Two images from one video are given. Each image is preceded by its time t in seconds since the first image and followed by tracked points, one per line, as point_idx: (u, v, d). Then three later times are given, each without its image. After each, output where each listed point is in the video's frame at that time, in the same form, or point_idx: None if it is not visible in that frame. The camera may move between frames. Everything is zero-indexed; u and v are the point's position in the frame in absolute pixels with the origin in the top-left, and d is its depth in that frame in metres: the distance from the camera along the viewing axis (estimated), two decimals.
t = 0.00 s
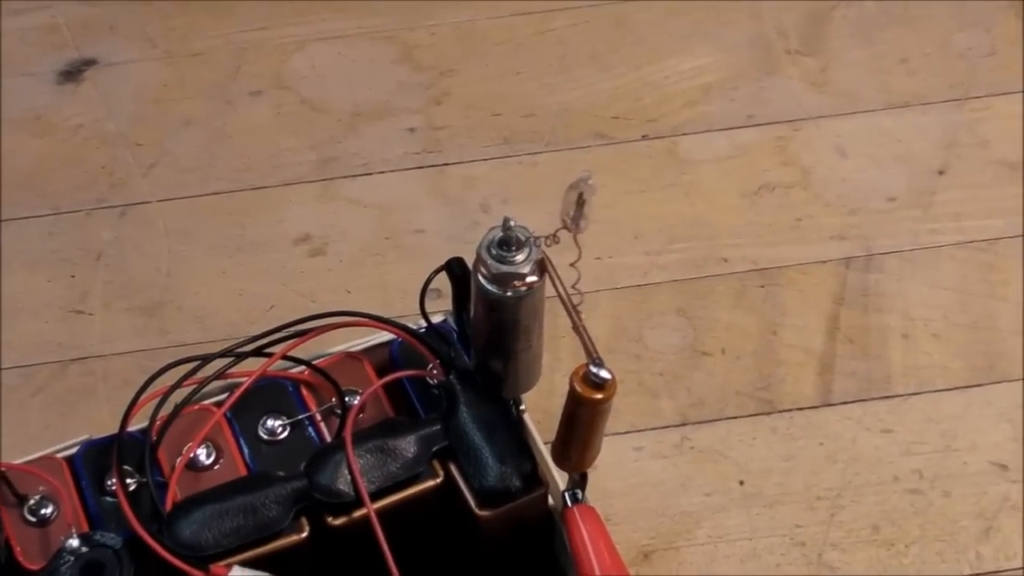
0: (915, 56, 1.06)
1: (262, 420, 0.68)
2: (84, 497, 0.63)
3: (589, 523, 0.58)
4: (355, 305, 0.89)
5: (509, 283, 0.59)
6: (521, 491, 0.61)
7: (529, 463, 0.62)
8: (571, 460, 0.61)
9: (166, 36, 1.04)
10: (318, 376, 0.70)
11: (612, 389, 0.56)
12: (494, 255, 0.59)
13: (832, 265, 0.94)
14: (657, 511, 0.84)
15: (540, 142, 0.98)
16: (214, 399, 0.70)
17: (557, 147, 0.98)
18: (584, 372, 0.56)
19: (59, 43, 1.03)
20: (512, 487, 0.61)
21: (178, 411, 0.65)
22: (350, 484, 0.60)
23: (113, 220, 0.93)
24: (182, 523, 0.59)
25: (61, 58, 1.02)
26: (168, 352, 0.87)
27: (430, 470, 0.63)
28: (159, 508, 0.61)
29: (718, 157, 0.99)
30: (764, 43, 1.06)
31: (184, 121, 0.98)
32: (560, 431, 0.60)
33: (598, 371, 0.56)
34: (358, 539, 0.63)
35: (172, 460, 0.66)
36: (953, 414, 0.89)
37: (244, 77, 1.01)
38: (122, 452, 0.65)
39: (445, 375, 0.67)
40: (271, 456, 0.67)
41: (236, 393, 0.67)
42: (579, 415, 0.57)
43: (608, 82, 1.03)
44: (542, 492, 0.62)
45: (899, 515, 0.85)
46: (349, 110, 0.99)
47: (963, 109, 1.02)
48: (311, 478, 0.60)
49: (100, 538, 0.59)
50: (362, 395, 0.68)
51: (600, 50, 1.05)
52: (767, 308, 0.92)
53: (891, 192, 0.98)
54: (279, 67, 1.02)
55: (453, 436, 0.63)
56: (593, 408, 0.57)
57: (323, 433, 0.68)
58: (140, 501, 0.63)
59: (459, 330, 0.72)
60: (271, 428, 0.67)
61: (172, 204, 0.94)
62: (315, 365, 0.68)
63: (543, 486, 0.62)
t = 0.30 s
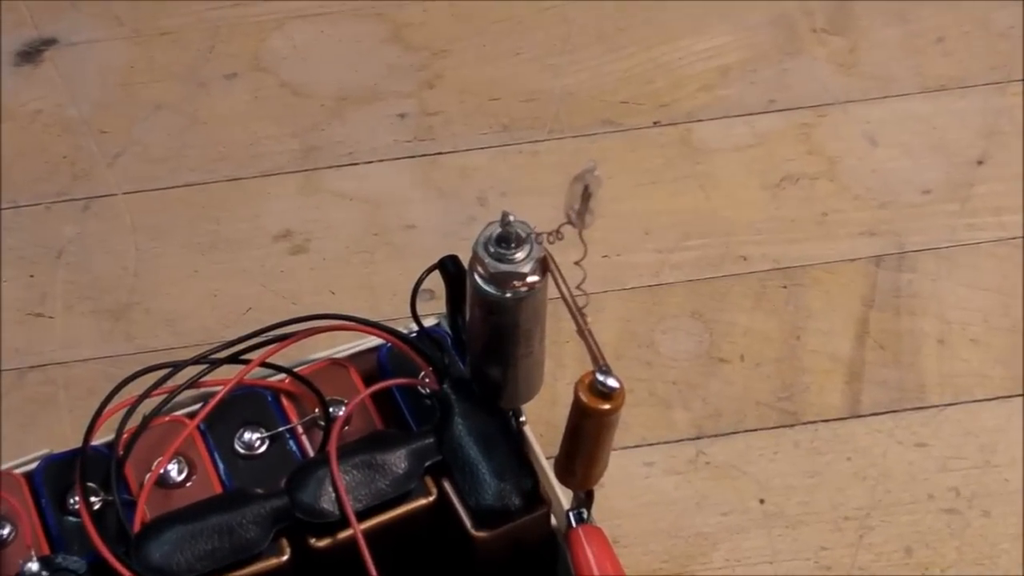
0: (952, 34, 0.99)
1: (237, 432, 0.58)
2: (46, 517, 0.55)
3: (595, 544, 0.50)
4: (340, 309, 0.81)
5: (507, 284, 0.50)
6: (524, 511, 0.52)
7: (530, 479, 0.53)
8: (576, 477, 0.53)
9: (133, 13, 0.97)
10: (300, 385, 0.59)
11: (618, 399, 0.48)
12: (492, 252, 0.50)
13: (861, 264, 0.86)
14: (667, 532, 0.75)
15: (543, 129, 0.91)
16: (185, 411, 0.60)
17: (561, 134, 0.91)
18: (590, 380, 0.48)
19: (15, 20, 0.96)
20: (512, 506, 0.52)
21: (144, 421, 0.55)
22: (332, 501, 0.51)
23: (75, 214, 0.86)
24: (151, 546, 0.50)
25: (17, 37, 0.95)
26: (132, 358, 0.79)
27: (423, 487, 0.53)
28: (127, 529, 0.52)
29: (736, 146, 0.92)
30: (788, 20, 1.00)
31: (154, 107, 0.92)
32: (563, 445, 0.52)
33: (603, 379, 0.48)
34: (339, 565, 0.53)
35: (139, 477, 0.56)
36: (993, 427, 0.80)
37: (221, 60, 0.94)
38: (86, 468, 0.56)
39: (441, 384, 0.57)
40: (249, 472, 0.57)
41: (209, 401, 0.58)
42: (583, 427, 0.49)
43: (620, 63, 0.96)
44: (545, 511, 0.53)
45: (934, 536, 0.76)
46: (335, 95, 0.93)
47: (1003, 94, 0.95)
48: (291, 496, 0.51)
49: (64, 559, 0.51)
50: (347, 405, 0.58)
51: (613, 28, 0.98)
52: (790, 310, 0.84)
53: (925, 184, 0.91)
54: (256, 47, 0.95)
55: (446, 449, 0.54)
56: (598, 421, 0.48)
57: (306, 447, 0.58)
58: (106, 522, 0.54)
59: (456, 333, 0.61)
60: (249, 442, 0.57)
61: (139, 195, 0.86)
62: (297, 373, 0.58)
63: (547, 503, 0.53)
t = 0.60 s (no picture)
0: (953, 33, 0.98)
1: (229, 436, 0.56)
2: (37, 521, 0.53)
3: (592, 549, 0.49)
4: (333, 311, 0.80)
5: (503, 286, 0.49)
6: (520, 516, 0.51)
7: (527, 482, 0.52)
8: (572, 480, 0.51)
9: (124, 11, 0.97)
10: (293, 388, 0.58)
11: (615, 401, 0.47)
12: (488, 253, 0.49)
13: (861, 264, 0.85)
14: (664, 536, 0.74)
15: (539, 129, 0.90)
16: (177, 413, 0.59)
17: (557, 134, 0.90)
18: (587, 383, 0.47)
19: (6, 19, 0.95)
20: (509, 510, 0.51)
21: (135, 426, 0.54)
22: (327, 507, 0.50)
23: (66, 215, 0.85)
24: (142, 552, 0.48)
25: (8, 37, 0.94)
26: (123, 361, 0.78)
27: (417, 490, 0.52)
28: (118, 534, 0.51)
29: (735, 146, 0.91)
30: (787, 18, 0.99)
31: (145, 107, 0.91)
32: (559, 448, 0.50)
33: (600, 381, 0.46)
34: (332, 570, 0.52)
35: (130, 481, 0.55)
36: (994, 429, 0.79)
37: (213, 60, 0.94)
38: (78, 472, 0.55)
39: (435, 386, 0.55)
40: (241, 476, 0.56)
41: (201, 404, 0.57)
42: (580, 430, 0.48)
43: (616, 62, 0.95)
44: (541, 515, 0.52)
45: (934, 540, 0.75)
46: (329, 95, 0.92)
47: (1005, 93, 0.94)
48: (284, 500, 0.50)
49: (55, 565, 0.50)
50: (340, 408, 0.57)
51: (609, 28, 0.97)
52: (789, 311, 0.83)
53: (925, 184, 0.90)
54: (248, 46, 0.94)
55: (441, 453, 0.52)
56: (595, 424, 0.47)
57: (300, 450, 0.57)
58: (98, 526, 0.53)
59: (449, 335, 0.60)
60: (240, 445, 0.56)
61: (130, 196, 0.86)
62: (290, 376, 0.57)
63: (545, 508, 0.52)
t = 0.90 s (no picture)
0: (951, 33, 0.98)
1: (227, 437, 0.56)
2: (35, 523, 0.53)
3: (592, 550, 0.49)
4: (332, 311, 0.80)
5: (502, 286, 0.49)
6: (519, 517, 0.51)
7: (525, 483, 0.52)
8: (571, 481, 0.51)
9: (123, 13, 0.97)
10: (292, 388, 0.58)
11: (613, 402, 0.47)
12: (486, 254, 0.49)
13: (860, 265, 0.85)
14: (664, 537, 0.74)
15: (537, 129, 0.90)
16: (175, 414, 0.59)
17: (556, 135, 0.90)
18: (586, 384, 0.47)
19: (6, 20, 0.95)
20: (508, 511, 0.51)
21: (134, 426, 0.54)
22: (325, 508, 0.50)
23: (64, 216, 0.85)
24: (140, 553, 0.48)
25: (6, 38, 0.94)
26: (122, 361, 0.78)
27: (416, 491, 0.52)
28: (117, 534, 0.51)
29: (734, 146, 0.91)
30: (785, 18, 0.99)
31: (143, 108, 0.91)
32: (558, 447, 0.50)
33: (599, 382, 0.46)
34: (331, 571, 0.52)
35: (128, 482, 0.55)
36: (994, 430, 0.79)
37: (212, 60, 0.94)
38: (77, 472, 0.55)
39: (433, 386, 0.55)
40: (239, 476, 0.56)
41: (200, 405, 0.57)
42: (580, 430, 0.48)
43: (615, 63, 0.95)
44: (540, 515, 0.52)
45: (933, 540, 0.75)
46: (327, 95, 0.92)
47: (1003, 93, 0.95)
48: (283, 501, 0.50)
49: (54, 566, 0.50)
50: (339, 408, 0.57)
51: (607, 28, 0.97)
52: (788, 312, 0.83)
53: (924, 185, 0.90)
54: (247, 47, 0.94)
55: (440, 453, 0.52)
56: (593, 424, 0.47)
57: (299, 451, 0.57)
58: (97, 527, 0.53)
59: (448, 335, 0.60)
60: (239, 446, 0.56)
61: (129, 197, 0.86)
62: (288, 376, 0.57)
63: (543, 509, 0.52)
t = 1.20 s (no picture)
0: (947, 30, 0.98)
1: (223, 435, 0.56)
2: (31, 522, 0.53)
3: (587, 548, 0.49)
4: (328, 309, 0.80)
5: (497, 283, 0.49)
6: (514, 514, 0.51)
7: (521, 480, 0.52)
8: (567, 478, 0.51)
9: (118, 11, 0.97)
10: (288, 386, 0.58)
11: (609, 400, 0.47)
12: (481, 251, 0.49)
13: (856, 261, 0.85)
14: (660, 534, 0.74)
15: (533, 126, 0.90)
16: (171, 413, 0.59)
17: (551, 132, 0.90)
18: (581, 380, 0.47)
19: (0, 18, 0.95)
20: (504, 509, 0.51)
21: (129, 424, 0.54)
22: (321, 506, 0.50)
23: (59, 214, 0.85)
24: (135, 550, 0.48)
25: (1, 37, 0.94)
26: (117, 360, 0.78)
27: (412, 489, 0.52)
28: (112, 532, 0.51)
29: (729, 143, 0.91)
30: (781, 15, 0.99)
31: (138, 105, 0.91)
32: (554, 445, 0.50)
33: (595, 380, 0.46)
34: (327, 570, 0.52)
35: (124, 481, 0.55)
36: (990, 426, 0.79)
37: (207, 58, 0.94)
38: (72, 471, 0.55)
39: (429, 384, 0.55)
40: (235, 475, 0.56)
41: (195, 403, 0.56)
42: (576, 428, 0.48)
43: (610, 60, 0.95)
44: (536, 513, 0.52)
45: (929, 536, 0.75)
46: (322, 92, 0.92)
47: (999, 89, 0.94)
48: (279, 499, 0.50)
49: (49, 564, 0.50)
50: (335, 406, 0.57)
51: (603, 25, 0.97)
52: (784, 308, 0.83)
53: (920, 181, 0.90)
54: (242, 45, 0.94)
55: (436, 451, 0.52)
56: (590, 422, 0.47)
57: (295, 448, 0.56)
58: (92, 525, 0.53)
59: (444, 332, 0.60)
60: (234, 444, 0.56)
61: (124, 195, 0.85)
62: (284, 374, 0.57)
63: (539, 506, 0.52)
